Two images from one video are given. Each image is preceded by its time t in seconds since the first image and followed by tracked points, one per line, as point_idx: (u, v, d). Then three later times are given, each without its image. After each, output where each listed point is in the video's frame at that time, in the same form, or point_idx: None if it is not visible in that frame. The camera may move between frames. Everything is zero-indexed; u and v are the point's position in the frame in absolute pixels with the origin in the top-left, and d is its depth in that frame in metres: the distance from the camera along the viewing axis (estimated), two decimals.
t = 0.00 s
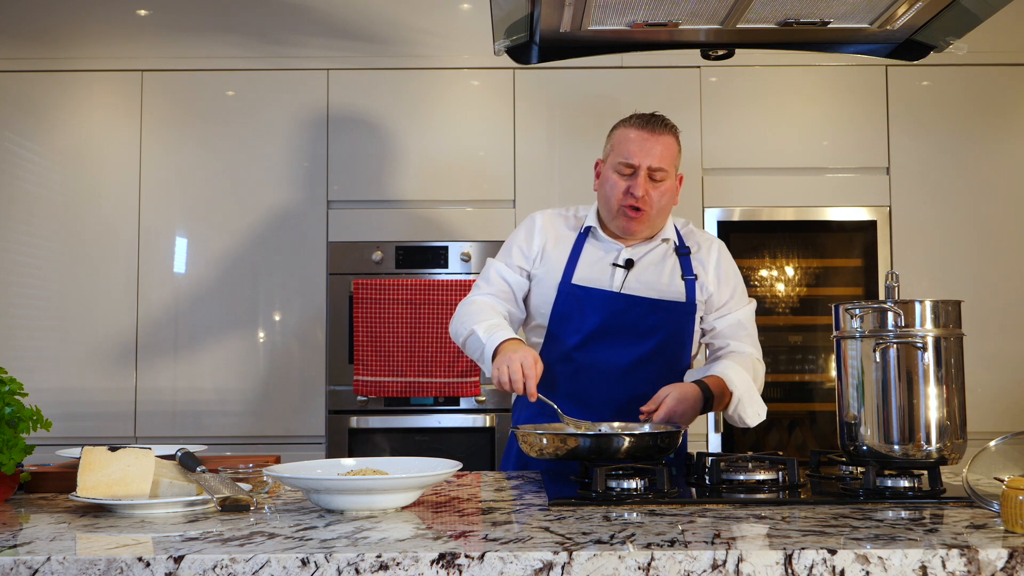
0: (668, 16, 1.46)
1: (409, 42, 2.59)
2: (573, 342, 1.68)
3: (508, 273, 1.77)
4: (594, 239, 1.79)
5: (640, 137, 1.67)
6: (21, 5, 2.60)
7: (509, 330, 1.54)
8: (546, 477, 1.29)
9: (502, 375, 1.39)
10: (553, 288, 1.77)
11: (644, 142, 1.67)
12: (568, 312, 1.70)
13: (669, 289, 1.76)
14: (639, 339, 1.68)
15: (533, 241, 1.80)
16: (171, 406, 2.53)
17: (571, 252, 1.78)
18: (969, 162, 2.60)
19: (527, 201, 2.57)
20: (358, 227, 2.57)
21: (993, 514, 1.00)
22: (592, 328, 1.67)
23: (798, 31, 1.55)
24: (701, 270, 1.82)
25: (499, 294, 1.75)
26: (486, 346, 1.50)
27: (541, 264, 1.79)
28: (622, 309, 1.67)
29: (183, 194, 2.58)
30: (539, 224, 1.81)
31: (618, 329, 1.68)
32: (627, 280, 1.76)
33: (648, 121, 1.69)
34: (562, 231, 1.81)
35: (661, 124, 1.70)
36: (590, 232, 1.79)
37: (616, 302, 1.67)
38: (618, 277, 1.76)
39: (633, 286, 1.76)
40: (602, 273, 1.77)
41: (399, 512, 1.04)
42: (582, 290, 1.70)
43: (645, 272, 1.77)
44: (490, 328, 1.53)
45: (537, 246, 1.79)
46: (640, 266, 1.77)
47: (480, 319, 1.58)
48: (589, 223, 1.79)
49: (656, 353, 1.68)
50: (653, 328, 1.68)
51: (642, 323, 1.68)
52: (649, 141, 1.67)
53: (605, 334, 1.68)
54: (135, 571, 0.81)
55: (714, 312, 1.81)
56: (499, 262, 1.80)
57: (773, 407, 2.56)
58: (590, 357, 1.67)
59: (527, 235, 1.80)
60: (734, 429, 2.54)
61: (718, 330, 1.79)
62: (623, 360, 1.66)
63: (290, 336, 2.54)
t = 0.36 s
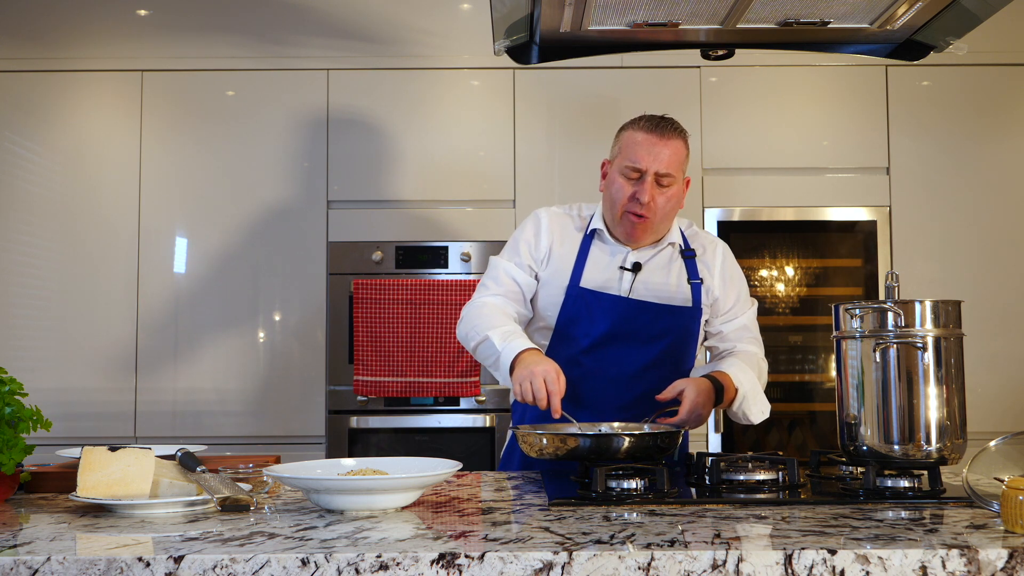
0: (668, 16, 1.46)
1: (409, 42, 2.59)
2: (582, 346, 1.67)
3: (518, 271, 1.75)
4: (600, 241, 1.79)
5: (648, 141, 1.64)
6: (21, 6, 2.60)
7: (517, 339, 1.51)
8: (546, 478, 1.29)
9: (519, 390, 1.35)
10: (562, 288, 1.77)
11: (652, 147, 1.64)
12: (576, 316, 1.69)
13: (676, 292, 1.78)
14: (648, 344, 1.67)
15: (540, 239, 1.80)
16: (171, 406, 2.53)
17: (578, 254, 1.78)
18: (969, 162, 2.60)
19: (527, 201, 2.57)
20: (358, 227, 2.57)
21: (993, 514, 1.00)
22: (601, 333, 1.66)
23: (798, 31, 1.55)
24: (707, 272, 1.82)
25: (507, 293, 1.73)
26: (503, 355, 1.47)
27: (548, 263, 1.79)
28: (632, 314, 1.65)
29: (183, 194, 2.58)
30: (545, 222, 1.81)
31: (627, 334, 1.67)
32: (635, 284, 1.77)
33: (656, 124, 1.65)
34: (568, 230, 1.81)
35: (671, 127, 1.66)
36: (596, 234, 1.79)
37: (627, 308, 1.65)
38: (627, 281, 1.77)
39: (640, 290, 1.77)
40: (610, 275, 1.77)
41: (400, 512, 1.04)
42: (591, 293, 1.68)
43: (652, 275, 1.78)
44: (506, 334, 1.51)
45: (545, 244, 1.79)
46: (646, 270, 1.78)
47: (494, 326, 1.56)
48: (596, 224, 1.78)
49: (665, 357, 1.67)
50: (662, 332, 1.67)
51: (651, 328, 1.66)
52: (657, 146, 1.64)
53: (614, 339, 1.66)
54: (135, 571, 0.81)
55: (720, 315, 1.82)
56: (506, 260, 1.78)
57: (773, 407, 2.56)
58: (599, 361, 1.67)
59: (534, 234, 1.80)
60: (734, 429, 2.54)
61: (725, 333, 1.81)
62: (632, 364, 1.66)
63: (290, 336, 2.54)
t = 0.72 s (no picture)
0: (668, 16, 1.46)
1: (409, 42, 2.59)
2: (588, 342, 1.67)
3: (512, 283, 1.76)
4: (598, 239, 1.80)
5: (634, 136, 1.66)
6: (21, 6, 2.60)
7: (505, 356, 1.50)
8: (546, 478, 1.29)
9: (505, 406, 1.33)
10: (561, 286, 1.77)
11: (639, 141, 1.66)
12: (581, 312, 1.70)
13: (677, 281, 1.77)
14: (654, 336, 1.68)
15: (533, 245, 1.80)
16: (171, 406, 2.53)
17: (576, 252, 1.79)
18: (969, 162, 2.60)
19: (527, 201, 2.57)
20: (358, 228, 2.57)
21: (993, 514, 1.00)
22: (607, 326, 1.67)
23: (798, 31, 1.55)
24: (705, 263, 1.83)
25: (502, 305, 1.74)
26: (497, 370, 1.46)
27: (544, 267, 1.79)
28: (637, 306, 1.67)
29: (183, 194, 2.58)
30: (537, 229, 1.81)
31: (633, 326, 1.68)
32: (636, 277, 1.76)
33: (640, 119, 1.67)
34: (562, 232, 1.82)
35: (656, 121, 1.68)
36: (593, 232, 1.80)
37: (631, 299, 1.66)
38: (627, 274, 1.77)
39: (643, 283, 1.76)
40: (610, 270, 1.77)
41: (400, 513, 1.04)
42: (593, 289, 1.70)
43: (652, 268, 1.77)
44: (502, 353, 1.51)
45: (537, 250, 1.79)
46: (647, 262, 1.77)
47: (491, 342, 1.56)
48: (590, 224, 1.80)
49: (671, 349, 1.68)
50: (668, 323, 1.68)
51: (657, 319, 1.68)
52: (643, 140, 1.66)
53: (620, 332, 1.67)
54: (135, 571, 0.81)
55: (722, 304, 1.82)
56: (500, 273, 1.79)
57: (773, 407, 2.56)
58: (606, 357, 1.66)
59: (526, 241, 1.80)
60: (734, 429, 2.54)
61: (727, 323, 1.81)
62: (641, 357, 1.66)
63: (290, 336, 2.54)
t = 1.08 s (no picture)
0: (668, 16, 1.46)
1: (409, 42, 2.59)
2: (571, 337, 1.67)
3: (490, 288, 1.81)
4: (580, 237, 1.81)
5: (598, 128, 1.74)
6: (21, 6, 2.60)
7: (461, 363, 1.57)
8: (546, 478, 1.29)
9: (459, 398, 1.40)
10: (541, 285, 1.77)
11: (603, 134, 1.73)
12: (561, 307, 1.71)
13: (658, 276, 1.76)
14: (634, 328, 1.69)
15: (518, 248, 1.82)
16: (171, 407, 2.54)
17: (557, 251, 1.80)
18: (969, 162, 2.60)
19: (527, 201, 2.57)
20: (358, 228, 2.57)
21: (993, 514, 1.00)
22: (588, 319, 1.68)
23: (798, 31, 1.55)
24: (689, 257, 1.82)
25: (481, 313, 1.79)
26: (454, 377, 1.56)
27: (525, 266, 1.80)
28: (617, 300, 1.69)
29: (183, 194, 2.58)
30: (522, 231, 1.84)
31: (614, 319, 1.69)
32: (616, 271, 1.76)
33: (604, 115, 1.76)
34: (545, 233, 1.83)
35: (621, 116, 1.76)
36: (574, 230, 1.81)
37: (611, 293, 1.68)
38: (607, 269, 1.76)
39: (623, 276, 1.75)
40: (591, 266, 1.77)
41: (399, 512, 1.04)
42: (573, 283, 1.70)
43: (633, 262, 1.77)
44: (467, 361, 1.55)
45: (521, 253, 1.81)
46: (627, 257, 1.77)
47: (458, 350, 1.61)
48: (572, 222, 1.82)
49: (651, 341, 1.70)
50: (647, 316, 1.70)
51: (636, 312, 1.70)
52: (607, 132, 1.73)
53: (601, 325, 1.68)
54: (135, 571, 0.81)
55: (707, 297, 1.81)
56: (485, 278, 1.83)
57: (773, 407, 2.56)
58: (587, 350, 1.66)
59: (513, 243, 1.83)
60: (734, 429, 2.54)
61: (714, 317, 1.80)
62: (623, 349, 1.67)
63: (290, 336, 2.54)
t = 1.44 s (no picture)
0: (668, 16, 1.46)
1: (409, 42, 2.59)
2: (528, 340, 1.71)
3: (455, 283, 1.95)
4: (549, 240, 1.85)
5: (568, 129, 1.81)
6: (21, 6, 2.60)
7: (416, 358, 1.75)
8: (546, 478, 1.29)
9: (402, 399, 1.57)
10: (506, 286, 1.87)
11: (570, 134, 1.81)
12: (520, 309, 1.75)
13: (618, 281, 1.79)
14: (589, 330, 1.71)
15: (494, 246, 1.93)
16: (172, 407, 2.54)
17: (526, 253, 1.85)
18: (969, 162, 2.60)
19: (527, 201, 2.57)
20: (358, 227, 2.57)
21: (993, 514, 1.00)
22: (544, 322, 1.71)
23: (798, 31, 1.55)
24: (652, 264, 1.82)
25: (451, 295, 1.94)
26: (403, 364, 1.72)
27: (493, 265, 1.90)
28: (571, 302, 1.71)
29: (183, 194, 2.58)
30: (501, 230, 1.93)
31: (570, 321, 1.71)
32: (576, 274, 1.79)
33: (574, 119, 1.83)
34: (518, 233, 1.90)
35: (592, 120, 1.83)
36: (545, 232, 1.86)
37: (566, 297, 1.72)
38: (568, 271, 1.80)
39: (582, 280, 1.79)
40: (554, 269, 1.82)
41: (399, 512, 1.04)
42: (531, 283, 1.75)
43: (595, 267, 1.80)
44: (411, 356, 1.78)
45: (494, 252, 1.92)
46: (590, 261, 1.80)
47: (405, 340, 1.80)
48: (544, 225, 1.87)
49: (606, 344, 1.72)
50: (603, 319, 1.72)
51: (591, 314, 1.71)
52: (575, 133, 1.80)
53: (556, 327, 1.71)
54: (135, 571, 0.81)
55: (670, 305, 1.80)
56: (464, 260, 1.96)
57: (773, 407, 2.56)
58: (542, 352, 1.70)
59: (489, 240, 1.94)
60: (734, 429, 2.54)
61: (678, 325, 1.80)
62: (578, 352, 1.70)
63: (290, 336, 2.54)
